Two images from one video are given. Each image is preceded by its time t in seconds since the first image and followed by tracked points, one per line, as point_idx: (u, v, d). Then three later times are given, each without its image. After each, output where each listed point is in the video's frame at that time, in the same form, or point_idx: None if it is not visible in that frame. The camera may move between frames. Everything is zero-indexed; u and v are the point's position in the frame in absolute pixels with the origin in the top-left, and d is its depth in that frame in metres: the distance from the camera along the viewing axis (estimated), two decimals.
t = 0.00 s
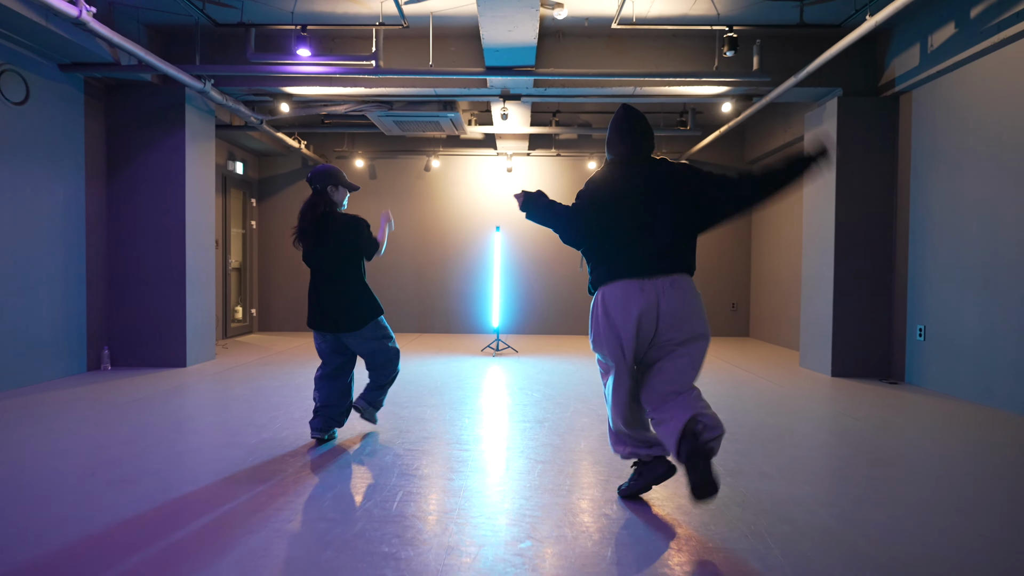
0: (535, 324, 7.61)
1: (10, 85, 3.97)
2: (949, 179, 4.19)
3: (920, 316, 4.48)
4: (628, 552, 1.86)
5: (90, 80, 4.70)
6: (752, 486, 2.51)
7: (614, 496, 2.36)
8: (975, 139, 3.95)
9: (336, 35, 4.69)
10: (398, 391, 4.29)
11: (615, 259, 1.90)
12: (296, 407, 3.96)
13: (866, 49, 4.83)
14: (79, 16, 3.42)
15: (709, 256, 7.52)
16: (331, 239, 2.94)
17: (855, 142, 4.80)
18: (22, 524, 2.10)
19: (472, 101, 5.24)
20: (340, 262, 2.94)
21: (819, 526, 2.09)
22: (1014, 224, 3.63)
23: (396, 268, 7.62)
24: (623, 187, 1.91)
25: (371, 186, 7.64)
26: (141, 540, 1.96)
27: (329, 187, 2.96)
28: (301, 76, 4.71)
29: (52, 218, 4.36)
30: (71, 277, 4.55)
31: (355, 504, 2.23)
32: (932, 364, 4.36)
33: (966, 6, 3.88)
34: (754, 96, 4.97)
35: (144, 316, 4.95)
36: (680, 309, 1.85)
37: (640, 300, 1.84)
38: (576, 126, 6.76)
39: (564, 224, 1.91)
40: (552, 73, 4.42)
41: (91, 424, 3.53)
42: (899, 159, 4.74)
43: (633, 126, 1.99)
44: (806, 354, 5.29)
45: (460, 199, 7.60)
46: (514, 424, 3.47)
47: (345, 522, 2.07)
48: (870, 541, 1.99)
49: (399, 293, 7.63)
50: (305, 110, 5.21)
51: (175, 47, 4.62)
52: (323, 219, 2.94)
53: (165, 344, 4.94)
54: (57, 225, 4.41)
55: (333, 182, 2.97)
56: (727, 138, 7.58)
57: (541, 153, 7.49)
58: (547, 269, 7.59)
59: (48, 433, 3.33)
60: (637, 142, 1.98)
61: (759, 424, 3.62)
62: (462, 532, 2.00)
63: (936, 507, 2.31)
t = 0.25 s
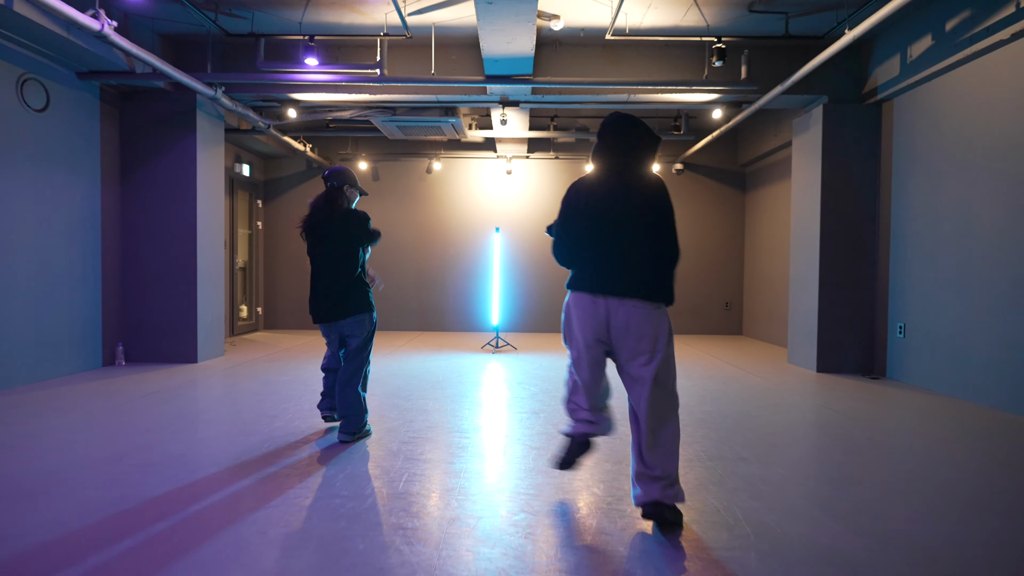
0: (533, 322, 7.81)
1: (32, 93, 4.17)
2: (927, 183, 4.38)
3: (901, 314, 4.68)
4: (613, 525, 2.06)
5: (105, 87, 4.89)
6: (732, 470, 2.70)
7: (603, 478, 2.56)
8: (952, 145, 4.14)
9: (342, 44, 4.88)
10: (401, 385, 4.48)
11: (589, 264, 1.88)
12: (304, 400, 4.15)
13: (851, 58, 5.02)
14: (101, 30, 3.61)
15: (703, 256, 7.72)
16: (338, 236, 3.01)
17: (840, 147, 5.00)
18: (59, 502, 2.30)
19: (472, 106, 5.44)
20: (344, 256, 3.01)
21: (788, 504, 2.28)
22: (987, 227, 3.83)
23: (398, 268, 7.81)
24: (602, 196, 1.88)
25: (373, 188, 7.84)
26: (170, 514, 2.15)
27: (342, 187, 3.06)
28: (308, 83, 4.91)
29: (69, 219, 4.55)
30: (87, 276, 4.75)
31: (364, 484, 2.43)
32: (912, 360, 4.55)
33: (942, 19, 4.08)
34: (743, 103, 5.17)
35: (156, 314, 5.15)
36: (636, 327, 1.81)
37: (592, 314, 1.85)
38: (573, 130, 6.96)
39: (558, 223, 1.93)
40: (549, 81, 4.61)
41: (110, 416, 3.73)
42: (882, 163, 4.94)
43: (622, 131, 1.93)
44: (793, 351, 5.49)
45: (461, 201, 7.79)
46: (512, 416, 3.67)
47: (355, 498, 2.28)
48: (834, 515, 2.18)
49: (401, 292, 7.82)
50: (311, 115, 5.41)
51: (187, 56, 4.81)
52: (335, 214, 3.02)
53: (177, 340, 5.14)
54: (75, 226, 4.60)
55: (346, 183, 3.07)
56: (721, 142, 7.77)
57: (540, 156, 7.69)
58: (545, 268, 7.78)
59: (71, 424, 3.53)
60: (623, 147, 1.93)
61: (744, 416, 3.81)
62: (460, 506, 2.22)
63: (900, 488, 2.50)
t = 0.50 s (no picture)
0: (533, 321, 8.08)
1: (63, 104, 4.45)
2: (905, 188, 4.64)
3: (881, 312, 4.94)
4: (596, 494, 2.34)
5: (128, 96, 5.18)
6: (710, 451, 2.97)
7: (592, 458, 2.84)
8: (926, 153, 4.40)
9: (352, 56, 5.15)
10: (408, 378, 4.76)
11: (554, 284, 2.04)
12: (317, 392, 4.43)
13: (835, 68, 5.28)
14: (131, 47, 3.89)
15: (698, 257, 7.98)
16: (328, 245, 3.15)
17: (825, 153, 5.26)
18: (106, 476, 2.58)
19: (475, 114, 5.72)
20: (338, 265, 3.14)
21: (757, 478, 2.55)
22: (958, 229, 4.08)
23: (403, 268, 8.10)
24: (563, 223, 2.03)
25: (380, 191, 8.12)
26: (207, 487, 2.44)
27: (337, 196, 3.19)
28: (320, 93, 5.18)
29: (96, 222, 4.85)
30: (111, 275, 5.04)
31: (377, 465, 2.71)
32: (890, 356, 4.81)
33: (917, 34, 4.35)
34: (733, 111, 5.43)
35: (175, 311, 5.44)
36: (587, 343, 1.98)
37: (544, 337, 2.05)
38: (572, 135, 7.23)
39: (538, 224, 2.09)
40: (548, 92, 4.88)
41: (138, 405, 4.01)
42: (864, 169, 5.20)
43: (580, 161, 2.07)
44: (781, 348, 5.76)
45: (464, 203, 8.07)
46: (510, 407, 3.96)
47: (369, 474, 2.58)
48: (797, 488, 2.44)
49: (406, 291, 8.11)
50: (322, 122, 5.69)
51: (206, 67, 5.09)
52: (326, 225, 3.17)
53: (195, 336, 5.43)
54: (101, 228, 4.89)
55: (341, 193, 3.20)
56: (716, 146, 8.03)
57: (540, 160, 7.96)
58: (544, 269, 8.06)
59: (103, 412, 3.81)
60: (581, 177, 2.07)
61: (729, 406, 4.08)
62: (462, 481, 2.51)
63: (863, 468, 2.76)
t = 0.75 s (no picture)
0: (535, 319, 8.29)
1: (87, 110, 4.68)
2: (890, 190, 4.85)
3: (869, 309, 5.14)
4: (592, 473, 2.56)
5: (147, 103, 5.41)
6: (700, 436, 3.18)
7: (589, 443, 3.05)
8: (910, 157, 4.61)
9: (361, 63, 5.37)
10: (415, 372, 4.98)
11: (583, 262, 2.34)
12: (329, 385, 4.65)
13: (825, 75, 5.50)
14: (156, 57, 4.12)
15: (695, 256, 8.19)
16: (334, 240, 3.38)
17: (815, 156, 5.47)
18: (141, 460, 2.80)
19: (479, 119, 5.93)
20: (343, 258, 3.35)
21: (742, 458, 2.75)
22: (939, 229, 4.29)
23: (408, 268, 8.32)
24: (579, 207, 2.39)
25: (385, 192, 8.34)
26: (235, 468, 2.67)
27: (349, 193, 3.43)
28: (331, 99, 5.41)
29: (118, 223, 5.08)
30: (132, 274, 5.27)
31: (391, 449, 2.93)
32: (878, 350, 5.02)
33: (901, 43, 4.56)
34: (727, 116, 5.64)
35: (191, 308, 5.66)
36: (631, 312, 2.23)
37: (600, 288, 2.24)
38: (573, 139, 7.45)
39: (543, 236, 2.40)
40: (549, 98, 5.10)
41: (160, 397, 4.23)
42: (853, 172, 5.41)
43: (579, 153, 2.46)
44: (774, 344, 5.97)
45: (467, 204, 8.29)
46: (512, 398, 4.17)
47: (384, 454, 2.84)
48: (778, 466, 2.65)
49: (412, 290, 8.32)
50: (332, 127, 5.91)
51: (222, 74, 5.32)
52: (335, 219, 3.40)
53: (210, 332, 5.65)
54: (121, 229, 5.12)
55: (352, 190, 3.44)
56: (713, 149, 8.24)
57: (542, 162, 8.17)
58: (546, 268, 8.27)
59: (129, 403, 4.03)
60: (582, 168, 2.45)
61: (721, 398, 4.29)
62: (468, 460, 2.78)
63: (842, 450, 2.96)
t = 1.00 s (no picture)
0: (537, 318, 8.38)
1: (99, 112, 4.77)
2: (887, 191, 4.93)
3: (867, 307, 5.23)
4: (595, 466, 2.65)
5: (156, 104, 5.50)
6: (700, 429, 3.27)
7: (592, 436, 3.13)
8: (906, 158, 4.69)
9: (367, 66, 5.46)
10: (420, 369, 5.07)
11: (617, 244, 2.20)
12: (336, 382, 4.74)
13: (823, 77, 5.58)
14: (167, 61, 4.21)
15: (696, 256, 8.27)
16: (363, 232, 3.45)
17: (814, 157, 5.56)
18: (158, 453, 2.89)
19: (483, 120, 6.02)
20: (370, 252, 3.42)
21: (740, 451, 2.84)
22: (935, 229, 4.37)
23: (412, 267, 8.41)
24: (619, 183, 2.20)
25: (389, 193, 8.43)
26: (251, 461, 2.76)
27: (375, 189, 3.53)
28: (337, 101, 5.49)
29: (128, 223, 5.16)
30: (141, 273, 5.36)
31: (401, 442, 3.02)
32: (875, 348, 5.10)
33: (898, 47, 4.65)
34: (727, 117, 5.73)
35: (199, 307, 5.75)
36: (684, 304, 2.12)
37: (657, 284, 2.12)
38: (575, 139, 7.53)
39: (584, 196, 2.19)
40: (552, 100, 5.19)
41: (171, 393, 4.32)
42: (851, 173, 5.49)
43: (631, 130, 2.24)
44: (773, 342, 6.05)
45: (470, 204, 8.38)
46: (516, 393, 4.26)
47: (394, 447, 2.92)
48: (776, 459, 2.73)
49: (415, 289, 8.42)
50: (338, 128, 6.00)
51: (230, 77, 5.41)
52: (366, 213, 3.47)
53: (218, 330, 5.74)
54: (132, 229, 5.21)
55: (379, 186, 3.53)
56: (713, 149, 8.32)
57: (544, 163, 8.26)
58: (548, 268, 8.36)
59: (141, 399, 4.12)
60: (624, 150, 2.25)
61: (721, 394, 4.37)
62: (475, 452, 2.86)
63: (838, 444, 3.04)
